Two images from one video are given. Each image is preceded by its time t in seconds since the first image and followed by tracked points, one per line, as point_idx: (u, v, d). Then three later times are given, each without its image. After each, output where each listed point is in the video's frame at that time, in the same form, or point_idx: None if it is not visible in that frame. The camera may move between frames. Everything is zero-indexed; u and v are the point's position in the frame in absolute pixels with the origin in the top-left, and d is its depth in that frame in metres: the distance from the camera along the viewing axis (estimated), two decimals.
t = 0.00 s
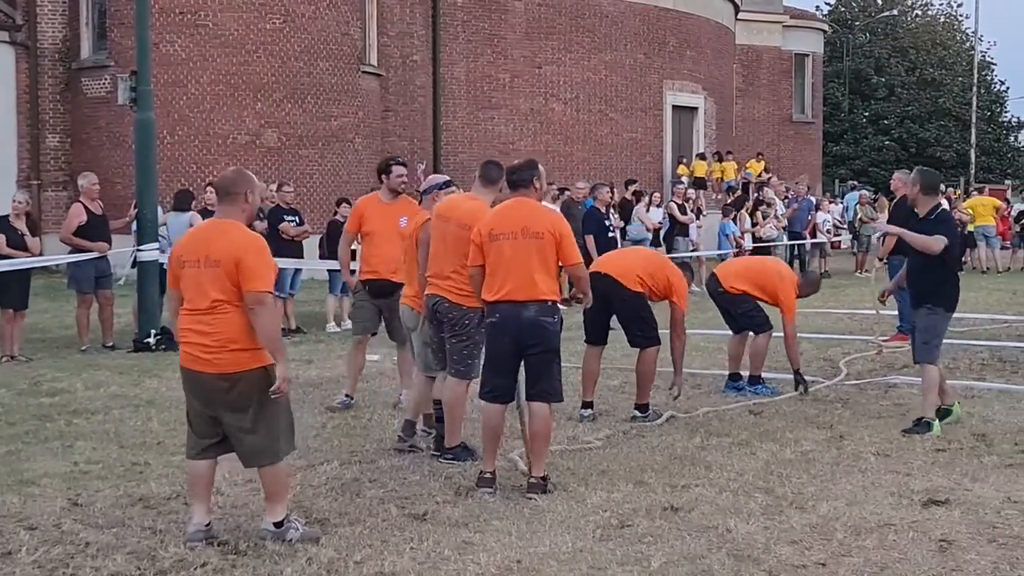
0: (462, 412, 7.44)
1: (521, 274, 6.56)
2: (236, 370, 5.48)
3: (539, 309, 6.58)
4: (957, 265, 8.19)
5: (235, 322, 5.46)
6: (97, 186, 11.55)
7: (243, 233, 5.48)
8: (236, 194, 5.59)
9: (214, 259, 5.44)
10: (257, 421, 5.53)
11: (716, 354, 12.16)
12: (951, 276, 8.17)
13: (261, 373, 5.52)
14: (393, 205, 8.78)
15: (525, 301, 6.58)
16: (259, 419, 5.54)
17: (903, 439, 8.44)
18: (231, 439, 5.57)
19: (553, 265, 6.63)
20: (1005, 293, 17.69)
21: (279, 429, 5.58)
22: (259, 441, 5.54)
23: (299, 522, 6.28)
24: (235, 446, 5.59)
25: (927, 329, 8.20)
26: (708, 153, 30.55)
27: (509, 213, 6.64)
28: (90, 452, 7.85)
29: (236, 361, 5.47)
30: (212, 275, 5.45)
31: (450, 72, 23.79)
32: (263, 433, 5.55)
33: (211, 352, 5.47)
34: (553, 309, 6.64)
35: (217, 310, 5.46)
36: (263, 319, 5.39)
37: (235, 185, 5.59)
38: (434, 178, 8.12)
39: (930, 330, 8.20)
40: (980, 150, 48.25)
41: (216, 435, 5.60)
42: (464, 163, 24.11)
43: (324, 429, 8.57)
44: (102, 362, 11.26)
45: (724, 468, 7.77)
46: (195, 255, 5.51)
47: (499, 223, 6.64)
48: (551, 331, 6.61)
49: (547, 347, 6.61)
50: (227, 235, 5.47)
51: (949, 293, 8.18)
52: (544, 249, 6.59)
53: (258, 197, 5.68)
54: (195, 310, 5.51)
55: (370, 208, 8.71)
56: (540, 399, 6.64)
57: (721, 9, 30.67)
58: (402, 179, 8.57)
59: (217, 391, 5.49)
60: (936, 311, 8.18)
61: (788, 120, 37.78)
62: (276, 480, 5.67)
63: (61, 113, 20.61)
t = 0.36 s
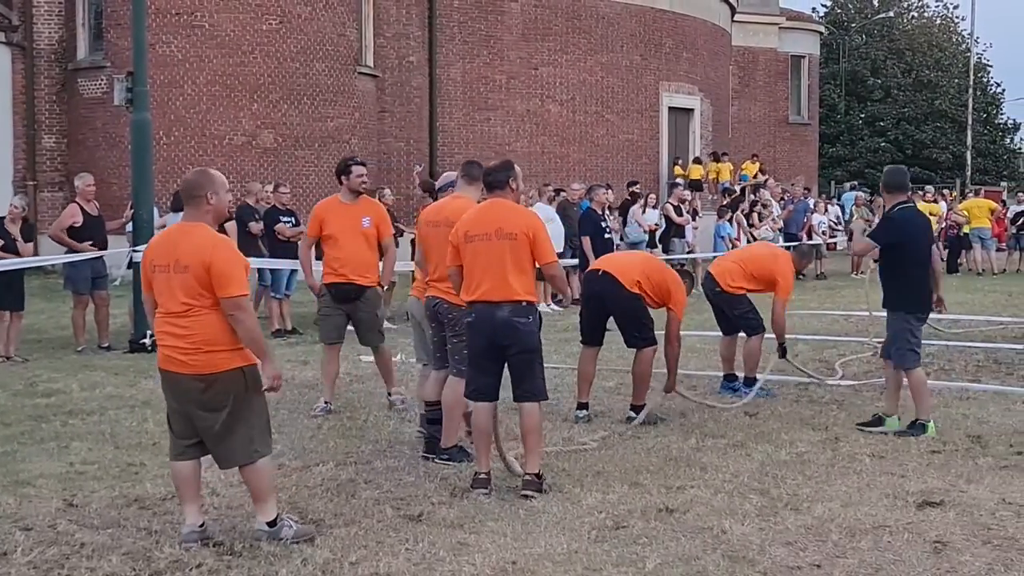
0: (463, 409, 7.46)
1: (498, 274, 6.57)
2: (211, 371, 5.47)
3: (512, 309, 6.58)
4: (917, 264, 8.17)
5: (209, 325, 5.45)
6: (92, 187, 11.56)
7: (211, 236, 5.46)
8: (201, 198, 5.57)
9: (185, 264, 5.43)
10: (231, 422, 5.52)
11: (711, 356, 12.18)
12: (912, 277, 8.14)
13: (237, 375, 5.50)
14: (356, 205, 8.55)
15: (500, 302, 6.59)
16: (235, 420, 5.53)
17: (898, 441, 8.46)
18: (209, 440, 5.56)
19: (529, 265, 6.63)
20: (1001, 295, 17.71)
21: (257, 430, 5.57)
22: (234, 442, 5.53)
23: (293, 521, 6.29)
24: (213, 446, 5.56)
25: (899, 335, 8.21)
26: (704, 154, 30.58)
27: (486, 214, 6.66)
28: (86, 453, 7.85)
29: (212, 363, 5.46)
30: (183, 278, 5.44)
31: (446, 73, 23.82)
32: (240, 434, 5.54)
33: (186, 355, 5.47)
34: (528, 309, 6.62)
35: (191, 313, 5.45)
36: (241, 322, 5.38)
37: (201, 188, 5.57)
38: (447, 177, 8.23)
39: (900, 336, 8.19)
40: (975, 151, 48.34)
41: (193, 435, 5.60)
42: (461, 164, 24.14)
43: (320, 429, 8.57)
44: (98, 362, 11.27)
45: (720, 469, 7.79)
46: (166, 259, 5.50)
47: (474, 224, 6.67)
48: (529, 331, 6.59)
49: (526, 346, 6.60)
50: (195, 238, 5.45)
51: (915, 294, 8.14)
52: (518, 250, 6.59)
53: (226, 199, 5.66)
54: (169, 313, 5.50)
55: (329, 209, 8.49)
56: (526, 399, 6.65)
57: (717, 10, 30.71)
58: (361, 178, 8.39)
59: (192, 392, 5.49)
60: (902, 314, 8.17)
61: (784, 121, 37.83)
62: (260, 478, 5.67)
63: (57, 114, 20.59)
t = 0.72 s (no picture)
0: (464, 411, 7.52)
1: (485, 278, 6.59)
2: (204, 377, 5.46)
3: (498, 314, 6.60)
4: (887, 270, 8.19)
5: (201, 330, 5.44)
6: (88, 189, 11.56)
7: (201, 239, 5.47)
8: (185, 202, 5.54)
9: (174, 267, 5.42)
10: (224, 428, 5.53)
11: (707, 358, 12.19)
12: (877, 281, 8.19)
13: (230, 382, 5.50)
14: (330, 206, 8.46)
15: (486, 305, 6.61)
16: (228, 425, 5.53)
17: (892, 443, 8.47)
18: (202, 443, 5.55)
19: (515, 270, 6.65)
20: (996, 298, 17.74)
21: (250, 436, 5.59)
22: (226, 447, 5.54)
23: (283, 523, 6.33)
24: (206, 449, 5.56)
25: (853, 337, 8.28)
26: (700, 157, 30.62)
27: (472, 217, 6.67)
28: (81, 455, 7.85)
29: (206, 369, 5.45)
30: (174, 282, 5.44)
31: (443, 75, 23.79)
32: (232, 439, 5.55)
33: (178, 361, 5.46)
34: (514, 312, 6.65)
35: (183, 318, 5.44)
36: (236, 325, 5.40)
37: (185, 192, 5.55)
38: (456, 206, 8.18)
39: (854, 338, 8.25)
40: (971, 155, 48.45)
41: (184, 438, 5.59)
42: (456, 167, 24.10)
43: (316, 431, 8.58)
44: (93, 364, 11.26)
45: (715, 472, 7.79)
46: (153, 265, 5.49)
47: (460, 227, 6.68)
48: (516, 335, 6.62)
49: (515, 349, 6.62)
50: (184, 241, 5.45)
51: (877, 298, 8.18)
52: (504, 253, 6.61)
53: (212, 202, 5.63)
54: (160, 318, 5.49)
55: (303, 211, 8.39)
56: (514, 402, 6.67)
57: (713, 13, 30.73)
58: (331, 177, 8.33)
59: (184, 397, 5.48)
60: (861, 318, 8.24)
61: (780, 124, 37.90)
62: (251, 480, 5.69)
63: (53, 116, 20.58)
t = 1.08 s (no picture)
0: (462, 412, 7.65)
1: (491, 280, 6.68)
2: (202, 379, 5.51)
3: (501, 315, 6.68)
4: (858, 274, 8.12)
5: (200, 331, 5.49)
6: (87, 192, 11.57)
7: (204, 239, 5.53)
8: (184, 204, 5.58)
9: (177, 267, 5.47)
10: (220, 430, 5.58)
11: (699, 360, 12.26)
12: (848, 286, 8.11)
13: (228, 383, 5.57)
14: (320, 214, 8.34)
15: (488, 307, 6.69)
16: (225, 427, 5.58)
17: (884, 444, 8.53)
18: (194, 446, 5.58)
19: (519, 273, 6.75)
20: (987, 300, 17.84)
21: (246, 439, 5.65)
22: (222, 450, 5.59)
23: (277, 524, 6.37)
24: (197, 453, 5.59)
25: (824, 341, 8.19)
26: (693, 161, 30.73)
27: (479, 220, 6.80)
28: (77, 457, 7.89)
29: (204, 370, 5.51)
30: (175, 281, 5.48)
31: (438, 79, 23.78)
32: (229, 441, 5.61)
33: (176, 362, 5.49)
34: (515, 315, 6.73)
35: (182, 319, 5.48)
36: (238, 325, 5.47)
37: (185, 194, 5.59)
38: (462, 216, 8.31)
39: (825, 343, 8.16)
40: (961, 158, 48.71)
41: (178, 441, 5.61)
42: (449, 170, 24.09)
43: (311, 432, 8.62)
44: (90, 367, 11.30)
45: (708, 472, 7.84)
46: (153, 266, 5.52)
47: (466, 230, 6.83)
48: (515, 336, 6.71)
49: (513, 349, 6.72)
50: (188, 242, 5.50)
51: (854, 304, 8.11)
52: (507, 256, 6.73)
53: (209, 206, 5.68)
54: (157, 319, 5.51)
55: (293, 216, 8.30)
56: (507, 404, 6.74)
57: (706, 17, 30.82)
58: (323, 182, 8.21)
59: (181, 399, 5.51)
60: (831, 322, 8.16)
61: (773, 127, 38.03)
62: (245, 482, 5.74)
63: (49, 120, 20.59)
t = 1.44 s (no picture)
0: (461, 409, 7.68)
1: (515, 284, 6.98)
2: (203, 384, 5.54)
3: (507, 316, 6.95)
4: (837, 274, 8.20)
5: (202, 336, 5.53)
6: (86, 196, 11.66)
7: (205, 245, 5.56)
8: (184, 210, 5.60)
9: (179, 274, 5.51)
10: (220, 434, 5.62)
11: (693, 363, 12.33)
12: (832, 287, 8.17)
13: (229, 388, 5.61)
14: (320, 216, 8.36)
15: (495, 309, 6.97)
16: (224, 431, 5.62)
17: (877, 447, 8.59)
18: (195, 449, 5.63)
19: (526, 273, 7.03)
20: (978, 303, 17.94)
21: (246, 443, 5.69)
22: (222, 454, 5.63)
23: (273, 528, 6.42)
24: (197, 456, 5.64)
25: (812, 345, 8.19)
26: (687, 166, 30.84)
27: (490, 224, 7.09)
28: (75, 461, 7.92)
29: (206, 375, 5.55)
30: (177, 288, 5.52)
31: (433, 85, 23.91)
32: (229, 444, 5.65)
33: (178, 368, 5.53)
34: (521, 317, 6.99)
35: (184, 325, 5.52)
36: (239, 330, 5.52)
37: (183, 200, 5.61)
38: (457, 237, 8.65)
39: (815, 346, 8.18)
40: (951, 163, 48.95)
41: (180, 444, 5.66)
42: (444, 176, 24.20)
43: (308, 436, 8.66)
44: (87, 371, 11.32)
45: (702, 475, 7.90)
46: (154, 272, 5.55)
47: (479, 233, 7.12)
48: (521, 337, 6.94)
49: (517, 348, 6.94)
50: (188, 248, 5.53)
51: (838, 312, 8.18)
52: (514, 259, 7.02)
53: (207, 210, 5.71)
54: (158, 325, 5.54)
55: (292, 216, 8.33)
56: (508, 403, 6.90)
57: (700, 24, 30.97)
58: (327, 185, 8.22)
59: (182, 403, 5.55)
60: (816, 325, 8.19)
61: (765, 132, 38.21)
62: (244, 485, 5.78)
63: (47, 125, 20.55)
